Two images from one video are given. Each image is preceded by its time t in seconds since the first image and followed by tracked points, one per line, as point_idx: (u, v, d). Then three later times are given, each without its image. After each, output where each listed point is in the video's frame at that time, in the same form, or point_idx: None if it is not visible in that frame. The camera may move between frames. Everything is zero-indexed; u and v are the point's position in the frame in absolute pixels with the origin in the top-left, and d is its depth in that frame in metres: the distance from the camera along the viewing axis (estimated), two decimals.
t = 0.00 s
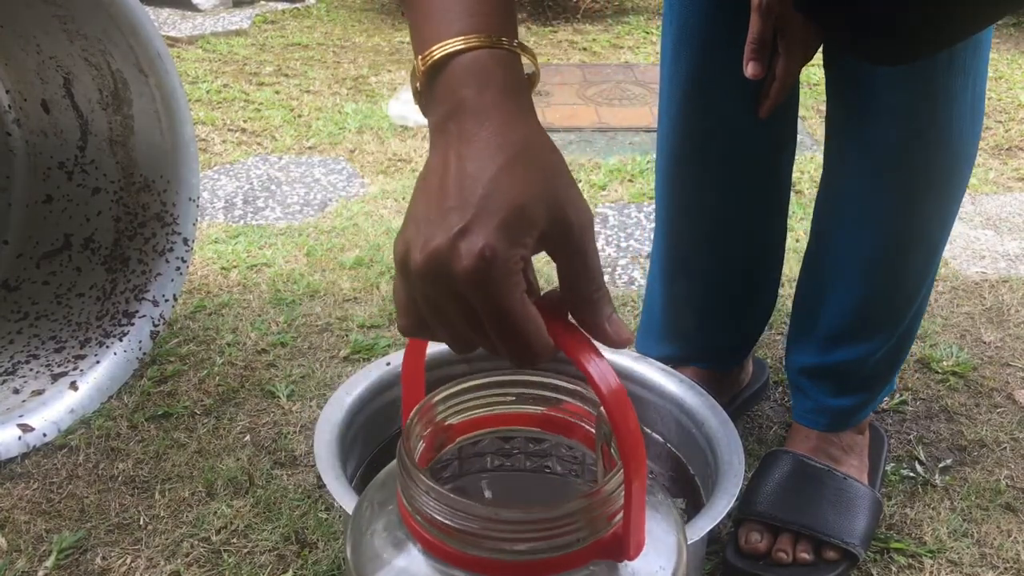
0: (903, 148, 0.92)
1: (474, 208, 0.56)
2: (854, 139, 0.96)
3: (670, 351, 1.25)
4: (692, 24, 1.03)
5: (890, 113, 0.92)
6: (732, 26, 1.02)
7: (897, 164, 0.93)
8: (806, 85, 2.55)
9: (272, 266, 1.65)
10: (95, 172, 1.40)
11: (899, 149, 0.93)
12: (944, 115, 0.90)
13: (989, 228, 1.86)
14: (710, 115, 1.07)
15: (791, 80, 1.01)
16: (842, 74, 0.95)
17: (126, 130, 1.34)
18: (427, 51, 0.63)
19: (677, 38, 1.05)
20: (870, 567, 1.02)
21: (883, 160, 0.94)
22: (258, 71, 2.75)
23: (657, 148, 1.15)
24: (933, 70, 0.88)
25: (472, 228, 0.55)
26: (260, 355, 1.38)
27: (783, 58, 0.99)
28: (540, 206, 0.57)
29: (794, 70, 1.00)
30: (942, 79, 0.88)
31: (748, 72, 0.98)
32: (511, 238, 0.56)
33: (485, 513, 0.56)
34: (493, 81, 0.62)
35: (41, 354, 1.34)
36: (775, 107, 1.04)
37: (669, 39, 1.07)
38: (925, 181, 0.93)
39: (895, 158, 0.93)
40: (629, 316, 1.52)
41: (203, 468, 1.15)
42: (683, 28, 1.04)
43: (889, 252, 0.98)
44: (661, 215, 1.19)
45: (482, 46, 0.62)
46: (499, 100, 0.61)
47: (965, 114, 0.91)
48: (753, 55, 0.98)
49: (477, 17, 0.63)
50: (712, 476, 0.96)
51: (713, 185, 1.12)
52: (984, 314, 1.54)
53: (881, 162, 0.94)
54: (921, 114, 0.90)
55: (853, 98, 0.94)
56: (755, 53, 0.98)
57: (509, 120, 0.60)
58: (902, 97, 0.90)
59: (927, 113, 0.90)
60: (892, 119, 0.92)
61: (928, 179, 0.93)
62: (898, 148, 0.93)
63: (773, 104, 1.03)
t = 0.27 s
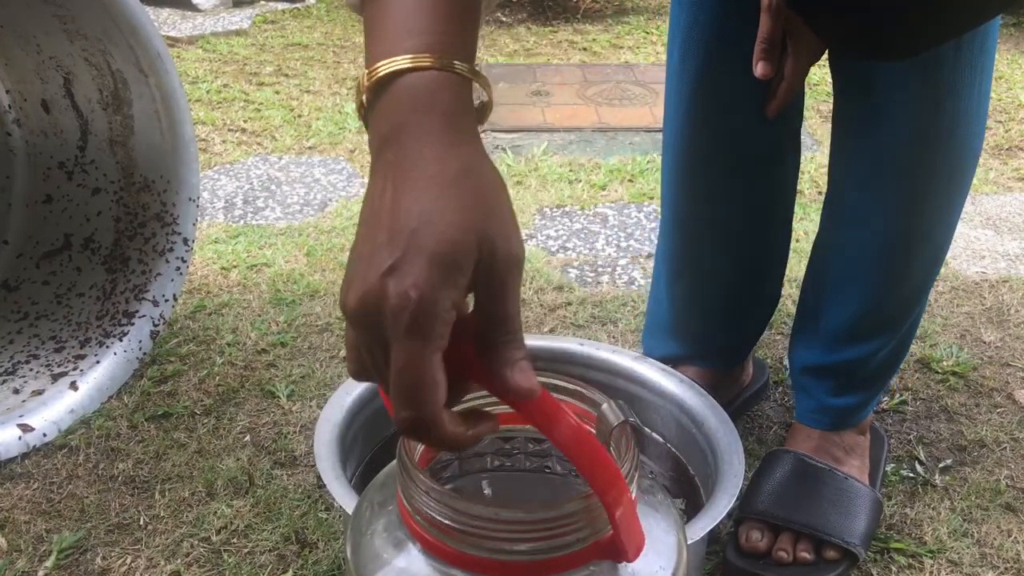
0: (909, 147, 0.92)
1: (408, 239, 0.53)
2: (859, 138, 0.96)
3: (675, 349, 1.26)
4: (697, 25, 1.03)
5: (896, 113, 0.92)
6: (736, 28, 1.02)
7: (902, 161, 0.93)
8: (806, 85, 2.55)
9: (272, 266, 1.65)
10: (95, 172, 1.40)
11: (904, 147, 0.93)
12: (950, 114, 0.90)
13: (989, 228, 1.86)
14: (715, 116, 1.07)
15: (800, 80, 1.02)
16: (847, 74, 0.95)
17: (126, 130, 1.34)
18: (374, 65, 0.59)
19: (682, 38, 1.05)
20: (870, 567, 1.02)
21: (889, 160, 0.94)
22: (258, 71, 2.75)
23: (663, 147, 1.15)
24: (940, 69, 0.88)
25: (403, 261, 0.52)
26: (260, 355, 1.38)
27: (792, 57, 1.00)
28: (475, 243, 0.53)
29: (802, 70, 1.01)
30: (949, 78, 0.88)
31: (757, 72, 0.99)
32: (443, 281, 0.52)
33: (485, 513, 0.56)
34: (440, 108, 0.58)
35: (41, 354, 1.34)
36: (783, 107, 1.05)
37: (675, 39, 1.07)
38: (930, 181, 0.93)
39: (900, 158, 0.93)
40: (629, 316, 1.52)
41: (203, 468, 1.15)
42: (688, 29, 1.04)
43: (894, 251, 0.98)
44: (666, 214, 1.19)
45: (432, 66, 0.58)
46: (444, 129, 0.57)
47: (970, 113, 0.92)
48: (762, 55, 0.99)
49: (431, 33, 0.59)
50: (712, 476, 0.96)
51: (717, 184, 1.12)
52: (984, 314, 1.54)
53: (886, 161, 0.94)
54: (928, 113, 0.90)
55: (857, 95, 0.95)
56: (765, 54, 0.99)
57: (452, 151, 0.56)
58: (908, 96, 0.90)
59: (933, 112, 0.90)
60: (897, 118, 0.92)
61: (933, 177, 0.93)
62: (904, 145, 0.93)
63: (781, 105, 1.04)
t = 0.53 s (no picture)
0: (910, 147, 0.92)
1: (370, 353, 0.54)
2: (861, 138, 0.96)
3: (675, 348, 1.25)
4: (700, 24, 1.03)
5: (897, 113, 0.92)
6: (739, 27, 1.02)
7: (903, 161, 0.93)
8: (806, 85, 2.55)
9: (272, 266, 1.64)
10: (95, 172, 1.40)
11: (905, 146, 0.93)
12: (951, 114, 0.90)
13: (989, 228, 1.86)
14: (716, 115, 1.07)
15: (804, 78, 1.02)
16: (849, 73, 0.95)
17: (126, 130, 1.34)
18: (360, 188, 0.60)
19: (685, 37, 1.05)
20: (870, 566, 1.03)
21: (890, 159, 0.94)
22: (258, 71, 2.75)
23: (664, 147, 1.15)
24: (942, 69, 0.88)
25: (359, 368, 0.53)
26: (260, 355, 1.39)
27: (796, 57, 1.00)
28: (428, 373, 0.54)
29: (806, 69, 1.01)
30: (950, 78, 0.88)
31: (761, 71, 0.99)
32: (392, 400, 0.52)
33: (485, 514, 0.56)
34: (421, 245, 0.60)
35: (41, 354, 1.34)
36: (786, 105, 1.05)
37: (678, 38, 1.07)
38: (932, 180, 0.93)
39: (902, 157, 0.93)
40: (629, 316, 1.52)
41: (203, 468, 1.15)
42: (692, 28, 1.04)
43: (894, 250, 0.98)
44: (667, 214, 1.19)
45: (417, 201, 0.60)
46: (418, 265, 0.59)
47: (971, 113, 0.92)
48: (766, 53, 0.98)
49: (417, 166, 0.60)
50: (713, 476, 0.96)
51: (718, 184, 1.11)
52: (984, 314, 1.54)
53: (887, 160, 0.94)
54: (929, 113, 0.90)
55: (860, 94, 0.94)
56: (767, 52, 0.99)
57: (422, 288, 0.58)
58: (909, 95, 0.90)
59: (935, 112, 0.90)
60: (899, 117, 0.92)
61: (933, 177, 0.93)
62: (904, 145, 0.93)
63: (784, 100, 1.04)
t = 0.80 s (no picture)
0: (910, 147, 0.92)
1: (368, 426, 0.52)
2: (860, 137, 0.96)
3: (675, 348, 1.26)
4: (701, 23, 1.03)
5: (898, 113, 0.92)
6: (740, 27, 1.02)
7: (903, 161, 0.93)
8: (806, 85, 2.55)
9: (272, 266, 1.65)
10: (95, 172, 1.40)
11: (906, 146, 0.93)
12: (952, 114, 0.90)
13: (989, 228, 1.86)
14: (717, 115, 1.07)
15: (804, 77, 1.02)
16: (849, 73, 0.95)
17: (126, 130, 1.34)
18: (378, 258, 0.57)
19: (686, 37, 1.05)
20: (870, 567, 1.03)
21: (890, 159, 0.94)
22: (258, 71, 2.75)
23: (664, 146, 1.15)
24: (942, 69, 0.88)
25: (358, 445, 0.50)
26: (260, 355, 1.39)
27: (797, 57, 1.00)
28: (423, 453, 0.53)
29: (807, 68, 1.01)
30: (950, 78, 0.88)
31: (762, 70, 0.98)
32: (388, 476, 0.51)
33: (487, 513, 0.56)
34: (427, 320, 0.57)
35: (41, 354, 1.34)
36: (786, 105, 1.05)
37: (679, 38, 1.07)
38: (932, 180, 0.93)
39: (902, 157, 0.93)
40: (629, 316, 1.52)
41: (203, 468, 1.15)
42: (693, 27, 1.04)
43: (894, 251, 0.98)
44: (667, 213, 1.19)
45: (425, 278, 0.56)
46: (421, 342, 0.56)
47: (971, 113, 0.92)
48: (767, 53, 0.98)
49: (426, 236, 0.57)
50: (713, 476, 0.96)
51: (718, 184, 1.11)
52: (984, 314, 1.54)
53: (887, 160, 0.94)
54: (930, 113, 0.90)
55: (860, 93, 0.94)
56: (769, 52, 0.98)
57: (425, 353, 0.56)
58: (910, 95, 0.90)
59: (935, 112, 0.90)
60: (899, 117, 0.92)
61: (933, 176, 0.93)
62: (905, 145, 0.93)
63: (784, 100, 1.04)
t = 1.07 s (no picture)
0: (909, 146, 0.92)
1: (438, 268, 0.52)
2: (859, 138, 0.96)
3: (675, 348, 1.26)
4: (698, 23, 1.03)
5: (897, 113, 0.92)
6: (739, 27, 1.02)
7: (903, 161, 0.93)
8: (806, 85, 2.55)
9: (272, 266, 1.65)
10: (95, 172, 1.40)
11: (905, 146, 0.93)
12: (950, 114, 0.90)
13: (989, 228, 1.86)
14: (715, 116, 1.07)
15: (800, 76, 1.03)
16: (848, 74, 0.95)
17: (126, 130, 1.34)
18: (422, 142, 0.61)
19: (684, 38, 1.05)
20: (870, 567, 1.03)
21: (889, 159, 0.94)
22: (258, 71, 2.75)
23: (663, 147, 1.15)
24: (940, 68, 0.88)
25: (427, 282, 0.51)
26: (260, 355, 1.39)
27: (794, 57, 1.00)
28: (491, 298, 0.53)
29: (803, 67, 1.02)
30: (948, 76, 0.89)
31: (759, 70, 0.99)
32: (458, 306, 0.51)
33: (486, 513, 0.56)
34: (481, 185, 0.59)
35: (41, 354, 1.34)
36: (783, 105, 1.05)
37: (677, 39, 1.07)
38: (931, 179, 0.93)
39: (901, 156, 0.93)
40: (629, 316, 1.52)
41: (203, 468, 1.15)
42: (691, 27, 1.04)
43: (895, 250, 0.98)
44: (666, 213, 1.19)
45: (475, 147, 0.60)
46: (477, 212, 0.58)
47: (969, 112, 0.92)
48: (764, 52, 0.98)
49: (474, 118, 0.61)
50: (713, 476, 0.96)
51: (717, 184, 1.11)
52: (984, 314, 1.53)
53: (886, 160, 0.94)
54: (928, 112, 0.90)
55: (858, 94, 0.94)
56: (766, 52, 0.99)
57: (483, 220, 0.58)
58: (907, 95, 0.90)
59: (934, 111, 0.90)
60: (897, 117, 0.92)
61: (932, 175, 0.93)
62: (904, 145, 0.93)
63: (780, 101, 1.04)
